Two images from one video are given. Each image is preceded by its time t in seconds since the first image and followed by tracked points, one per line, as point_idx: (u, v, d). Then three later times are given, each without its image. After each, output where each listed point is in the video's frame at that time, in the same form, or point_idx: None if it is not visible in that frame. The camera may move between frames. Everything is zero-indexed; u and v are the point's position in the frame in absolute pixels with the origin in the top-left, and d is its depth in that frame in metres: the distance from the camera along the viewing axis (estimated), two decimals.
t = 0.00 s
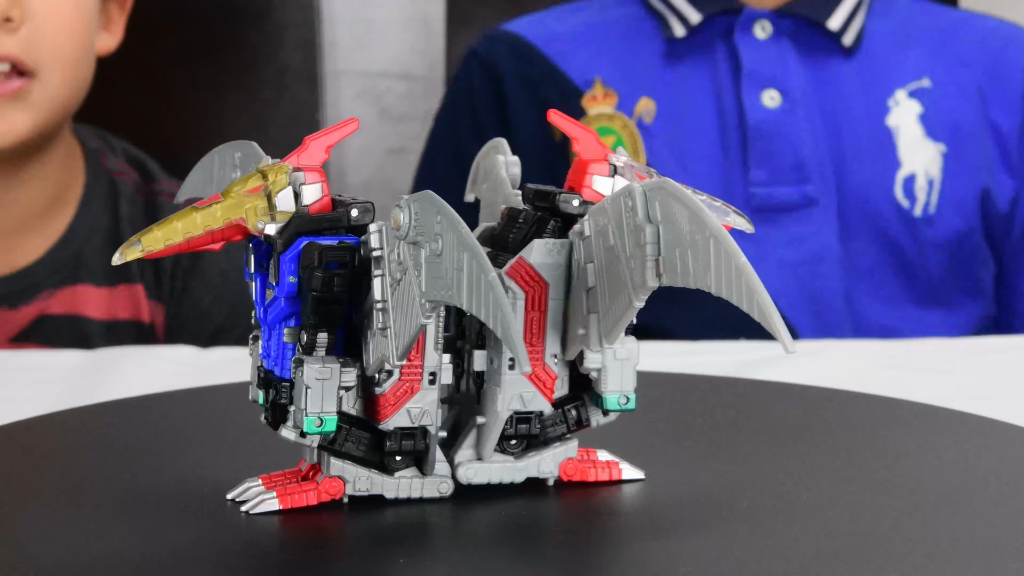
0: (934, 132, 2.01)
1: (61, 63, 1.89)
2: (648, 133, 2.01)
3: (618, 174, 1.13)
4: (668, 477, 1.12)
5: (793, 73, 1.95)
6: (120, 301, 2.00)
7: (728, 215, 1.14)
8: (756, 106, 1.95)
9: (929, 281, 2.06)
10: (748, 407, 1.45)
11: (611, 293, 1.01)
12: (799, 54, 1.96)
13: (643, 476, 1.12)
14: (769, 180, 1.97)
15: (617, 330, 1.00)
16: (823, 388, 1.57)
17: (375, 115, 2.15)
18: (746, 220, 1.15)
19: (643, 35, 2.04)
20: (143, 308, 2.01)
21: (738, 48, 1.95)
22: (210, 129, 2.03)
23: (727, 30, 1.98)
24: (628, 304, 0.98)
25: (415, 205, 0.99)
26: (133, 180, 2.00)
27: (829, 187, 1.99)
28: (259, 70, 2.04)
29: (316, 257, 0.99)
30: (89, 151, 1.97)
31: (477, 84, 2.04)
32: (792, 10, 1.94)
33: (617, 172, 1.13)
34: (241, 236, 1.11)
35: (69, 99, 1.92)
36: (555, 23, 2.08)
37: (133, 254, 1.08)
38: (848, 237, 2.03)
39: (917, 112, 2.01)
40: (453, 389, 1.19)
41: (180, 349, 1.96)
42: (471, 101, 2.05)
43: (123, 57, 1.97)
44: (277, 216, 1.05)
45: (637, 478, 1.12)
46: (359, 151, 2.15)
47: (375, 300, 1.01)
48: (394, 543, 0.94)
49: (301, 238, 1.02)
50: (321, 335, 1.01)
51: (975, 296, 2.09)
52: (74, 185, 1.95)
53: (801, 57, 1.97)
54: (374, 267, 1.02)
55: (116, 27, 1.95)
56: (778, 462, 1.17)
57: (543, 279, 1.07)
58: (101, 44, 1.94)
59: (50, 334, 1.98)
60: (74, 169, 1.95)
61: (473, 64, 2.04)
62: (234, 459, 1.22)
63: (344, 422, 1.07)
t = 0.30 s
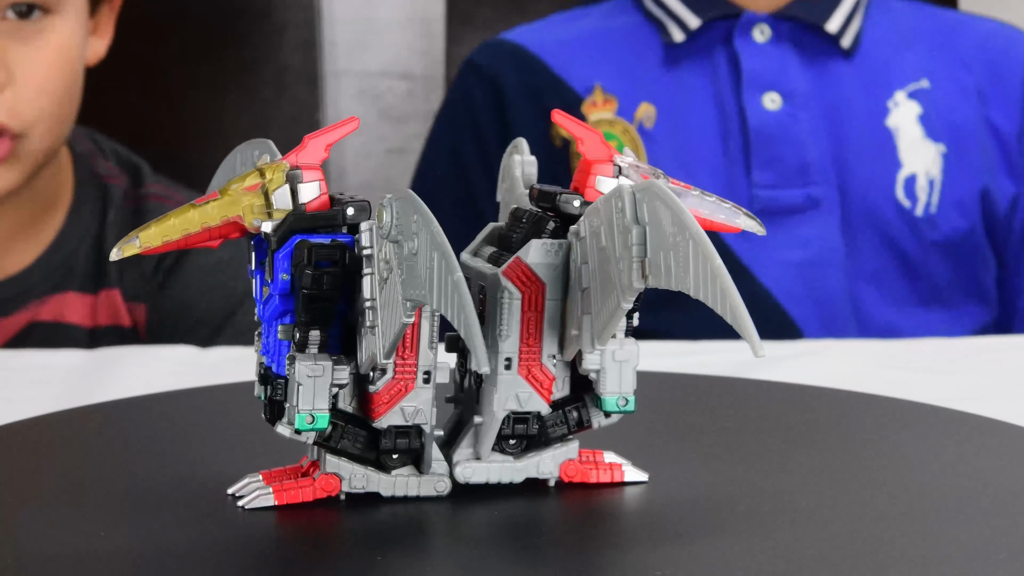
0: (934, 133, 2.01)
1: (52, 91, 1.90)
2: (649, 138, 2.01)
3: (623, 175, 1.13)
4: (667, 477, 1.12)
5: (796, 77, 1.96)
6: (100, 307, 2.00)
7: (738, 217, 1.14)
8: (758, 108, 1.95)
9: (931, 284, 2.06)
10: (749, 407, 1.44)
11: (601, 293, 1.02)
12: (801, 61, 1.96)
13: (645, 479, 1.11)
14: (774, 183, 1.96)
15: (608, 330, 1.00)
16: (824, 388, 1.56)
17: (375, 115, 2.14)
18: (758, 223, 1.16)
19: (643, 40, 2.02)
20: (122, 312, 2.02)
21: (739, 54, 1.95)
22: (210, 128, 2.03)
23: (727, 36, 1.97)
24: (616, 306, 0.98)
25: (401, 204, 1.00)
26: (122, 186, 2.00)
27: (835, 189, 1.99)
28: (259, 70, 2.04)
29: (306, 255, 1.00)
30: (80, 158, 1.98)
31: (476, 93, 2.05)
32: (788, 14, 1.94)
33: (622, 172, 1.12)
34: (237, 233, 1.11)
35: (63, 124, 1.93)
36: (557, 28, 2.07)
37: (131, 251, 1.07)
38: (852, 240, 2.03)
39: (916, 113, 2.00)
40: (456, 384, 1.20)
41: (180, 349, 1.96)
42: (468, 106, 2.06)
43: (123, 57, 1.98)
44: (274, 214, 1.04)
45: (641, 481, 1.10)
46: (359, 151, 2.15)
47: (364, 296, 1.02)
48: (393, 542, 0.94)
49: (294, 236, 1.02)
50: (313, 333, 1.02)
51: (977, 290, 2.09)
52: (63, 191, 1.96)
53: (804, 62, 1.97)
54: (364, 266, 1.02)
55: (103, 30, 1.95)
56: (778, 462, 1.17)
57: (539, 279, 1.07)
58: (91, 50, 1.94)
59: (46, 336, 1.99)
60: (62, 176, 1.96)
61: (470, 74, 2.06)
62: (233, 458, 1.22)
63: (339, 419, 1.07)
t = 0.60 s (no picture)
0: (928, 122, 2.01)
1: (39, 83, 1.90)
2: (648, 134, 2.00)
3: (626, 176, 1.10)
4: (667, 478, 1.12)
5: (791, 67, 1.95)
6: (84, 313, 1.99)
7: (746, 219, 1.13)
8: (754, 100, 1.94)
9: (930, 269, 2.05)
10: (750, 407, 1.44)
11: (588, 293, 1.02)
12: (795, 52, 1.96)
13: (648, 481, 1.10)
14: (774, 173, 1.96)
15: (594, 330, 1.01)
16: (824, 388, 1.56)
17: (374, 115, 2.14)
18: (767, 226, 1.14)
19: (637, 39, 2.03)
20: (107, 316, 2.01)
21: (734, 47, 1.94)
22: (211, 127, 2.03)
23: (723, 31, 1.97)
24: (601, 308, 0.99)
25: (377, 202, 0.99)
26: (113, 187, 1.98)
27: (833, 178, 1.99)
28: (259, 69, 2.04)
29: (297, 253, 1.01)
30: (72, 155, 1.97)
31: (472, 94, 2.05)
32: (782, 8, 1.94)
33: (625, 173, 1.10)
34: (235, 232, 1.11)
35: (55, 118, 1.93)
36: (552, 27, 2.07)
37: (129, 247, 1.08)
38: (849, 221, 2.02)
39: (910, 104, 2.00)
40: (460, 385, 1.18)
41: (179, 349, 1.96)
42: (465, 107, 2.06)
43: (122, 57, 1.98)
44: (271, 212, 1.05)
45: (642, 483, 1.10)
46: (359, 151, 2.14)
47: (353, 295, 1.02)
48: (392, 540, 0.93)
49: (288, 235, 1.03)
50: (305, 331, 1.02)
51: (974, 278, 2.08)
52: (56, 193, 1.95)
53: (798, 54, 1.97)
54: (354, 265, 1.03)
55: (91, 24, 1.95)
56: (777, 464, 1.17)
57: (535, 280, 1.07)
58: (78, 44, 1.94)
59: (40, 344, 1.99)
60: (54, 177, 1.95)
61: (467, 72, 2.06)
62: (233, 457, 1.22)
63: (335, 417, 1.07)
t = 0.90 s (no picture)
0: (927, 134, 2.00)
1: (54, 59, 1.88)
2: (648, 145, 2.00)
3: (630, 177, 1.08)
4: (667, 478, 1.12)
5: (792, 80, 1.96)
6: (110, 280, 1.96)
7: (753, 221, 1.12)
8: (756, 113, 1.95)
9: (930, 279, 2.06)
10: (751, 407, 1.44)
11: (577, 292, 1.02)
12: (795, 65, 1.97)
13: (648, 484, 1.09)
14: (774, 185, 1.96)
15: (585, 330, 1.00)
16: (825, 388, 1.56)
17: (375, 114, 2.14)
18: (775, 227, 1.12)
19: (637, 50, 2.02)
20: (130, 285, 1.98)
21: (734, 58, 1.96)
22: (211, 127, 2.03)
23: (723, 42, 1.98)
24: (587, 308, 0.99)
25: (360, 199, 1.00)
26: (127, 167, 1.99)
27: (832, 189, 1.99)
28: (259, 70, 2.04)
29: (289, 251, 1.00)
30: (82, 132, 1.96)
31: (471, 99, 2.05)
32: (782, 17, 1.94)
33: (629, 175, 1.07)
34: (235, 229, 1.10)
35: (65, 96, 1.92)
36: (552, 32, 2.06)
37: (130, 244, 1.08)
38: (849, 244, 2.02)
39: (908, 116, 1.99)
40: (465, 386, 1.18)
41: (180, 349, 1.95)
42: (464, 110, 2.06)
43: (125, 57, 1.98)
44: (270, 211, 1.05)
45: (642, 486, 1.09)
46: (359, 150, 2.14)
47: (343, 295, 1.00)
48: (391, 540, 0.93)
49: (284, 232, 1.03)
50: (298, 328, 1.02)
51: (973, 287, 2.09)
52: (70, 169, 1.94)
53: (797, 65, 1.98)
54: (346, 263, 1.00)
55: (104, 5, 1.94)
56: (777, 463, 1.17)
57: (531, 280, 1.06)
58: (90, 22, 1.92)
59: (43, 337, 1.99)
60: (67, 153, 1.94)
61: (466, 80, 2.05)
62: (233, 457, 1.22)
63: (333, 414, 1.08)
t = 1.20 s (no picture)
0: (929, 140, 2.00)
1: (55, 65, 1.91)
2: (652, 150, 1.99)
3: (631, 177, 1.08)
4: (667, 478, 1.12)
5: (794, 85, 1.95)
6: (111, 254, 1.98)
7: (760, 224, 1.11)
8: (758, 118, 1.95)
9: (931, 285, 2.06)
10: (751, 408, 1.44)
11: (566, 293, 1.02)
12: (798, 71, 1.97)
13: (650, 488, 1.08)
14: (776, 193, 1.95)
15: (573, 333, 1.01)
16: (826, 388, 1.56)
17: (375, 114, 2.13)
18: (783, 231, 1.12)
19: (640, 53, 2.02)
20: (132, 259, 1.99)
21: (738, 65, 1.95)
22: (210, 128, 2.03)
23: (727, 47, 1.97)
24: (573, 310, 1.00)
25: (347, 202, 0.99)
26: (126, 153, 2.00)
27: (834, 197, 1.98)
28: (259, 70, 2.04)
29: (283, 249, 0.99)
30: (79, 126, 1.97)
31: (472, 103, 2.06)
32: (787, 24, 1.94)
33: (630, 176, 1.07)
34: (238, 227, 1.11)
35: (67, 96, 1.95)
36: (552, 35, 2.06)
37: (135, 241, 1.09)
38: (850, 249, 2.02)
39: (911, 122, 1.99)
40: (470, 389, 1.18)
41: (180, 349, 1.95)
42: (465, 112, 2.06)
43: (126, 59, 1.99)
44: (272, 209, 1.06)
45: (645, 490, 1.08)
46: (359, 150, 2.15)
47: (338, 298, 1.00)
48: (391, 539, 0.93)
49: (281, 232, 1.03)
50: (294, 326, 1.02)
51: (975, 288, 2.09)
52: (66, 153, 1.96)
53: (799, 70, 1.97)
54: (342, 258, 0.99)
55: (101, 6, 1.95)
56: (777, 463, 1.17)
57: (528, 280, 1.06)
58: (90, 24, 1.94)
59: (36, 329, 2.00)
60: (64, 143, 1.96)
61: (468, 82, 2.06)
62: (234, 456, 1.22)
63: (333, 412, 1.09)
